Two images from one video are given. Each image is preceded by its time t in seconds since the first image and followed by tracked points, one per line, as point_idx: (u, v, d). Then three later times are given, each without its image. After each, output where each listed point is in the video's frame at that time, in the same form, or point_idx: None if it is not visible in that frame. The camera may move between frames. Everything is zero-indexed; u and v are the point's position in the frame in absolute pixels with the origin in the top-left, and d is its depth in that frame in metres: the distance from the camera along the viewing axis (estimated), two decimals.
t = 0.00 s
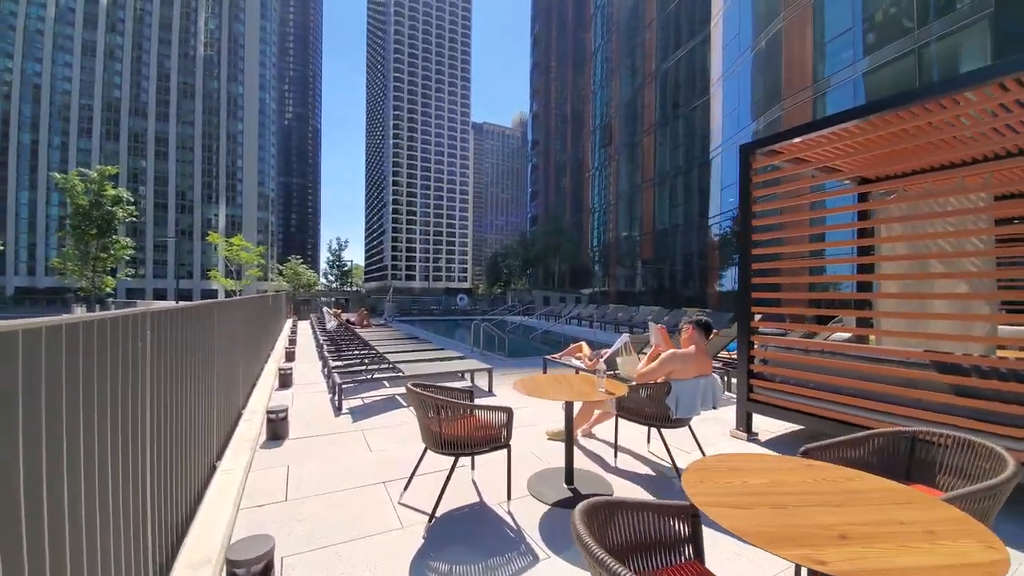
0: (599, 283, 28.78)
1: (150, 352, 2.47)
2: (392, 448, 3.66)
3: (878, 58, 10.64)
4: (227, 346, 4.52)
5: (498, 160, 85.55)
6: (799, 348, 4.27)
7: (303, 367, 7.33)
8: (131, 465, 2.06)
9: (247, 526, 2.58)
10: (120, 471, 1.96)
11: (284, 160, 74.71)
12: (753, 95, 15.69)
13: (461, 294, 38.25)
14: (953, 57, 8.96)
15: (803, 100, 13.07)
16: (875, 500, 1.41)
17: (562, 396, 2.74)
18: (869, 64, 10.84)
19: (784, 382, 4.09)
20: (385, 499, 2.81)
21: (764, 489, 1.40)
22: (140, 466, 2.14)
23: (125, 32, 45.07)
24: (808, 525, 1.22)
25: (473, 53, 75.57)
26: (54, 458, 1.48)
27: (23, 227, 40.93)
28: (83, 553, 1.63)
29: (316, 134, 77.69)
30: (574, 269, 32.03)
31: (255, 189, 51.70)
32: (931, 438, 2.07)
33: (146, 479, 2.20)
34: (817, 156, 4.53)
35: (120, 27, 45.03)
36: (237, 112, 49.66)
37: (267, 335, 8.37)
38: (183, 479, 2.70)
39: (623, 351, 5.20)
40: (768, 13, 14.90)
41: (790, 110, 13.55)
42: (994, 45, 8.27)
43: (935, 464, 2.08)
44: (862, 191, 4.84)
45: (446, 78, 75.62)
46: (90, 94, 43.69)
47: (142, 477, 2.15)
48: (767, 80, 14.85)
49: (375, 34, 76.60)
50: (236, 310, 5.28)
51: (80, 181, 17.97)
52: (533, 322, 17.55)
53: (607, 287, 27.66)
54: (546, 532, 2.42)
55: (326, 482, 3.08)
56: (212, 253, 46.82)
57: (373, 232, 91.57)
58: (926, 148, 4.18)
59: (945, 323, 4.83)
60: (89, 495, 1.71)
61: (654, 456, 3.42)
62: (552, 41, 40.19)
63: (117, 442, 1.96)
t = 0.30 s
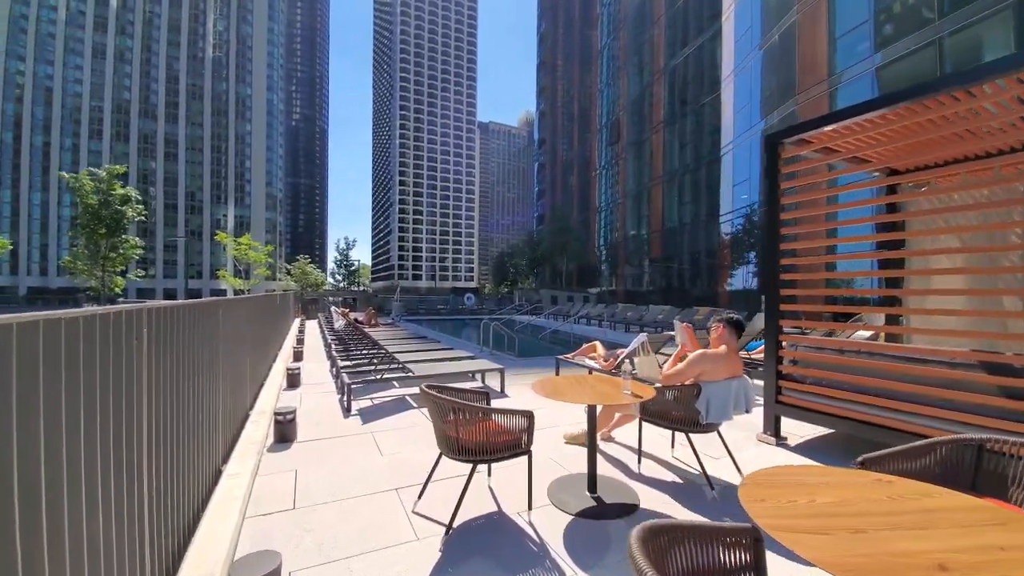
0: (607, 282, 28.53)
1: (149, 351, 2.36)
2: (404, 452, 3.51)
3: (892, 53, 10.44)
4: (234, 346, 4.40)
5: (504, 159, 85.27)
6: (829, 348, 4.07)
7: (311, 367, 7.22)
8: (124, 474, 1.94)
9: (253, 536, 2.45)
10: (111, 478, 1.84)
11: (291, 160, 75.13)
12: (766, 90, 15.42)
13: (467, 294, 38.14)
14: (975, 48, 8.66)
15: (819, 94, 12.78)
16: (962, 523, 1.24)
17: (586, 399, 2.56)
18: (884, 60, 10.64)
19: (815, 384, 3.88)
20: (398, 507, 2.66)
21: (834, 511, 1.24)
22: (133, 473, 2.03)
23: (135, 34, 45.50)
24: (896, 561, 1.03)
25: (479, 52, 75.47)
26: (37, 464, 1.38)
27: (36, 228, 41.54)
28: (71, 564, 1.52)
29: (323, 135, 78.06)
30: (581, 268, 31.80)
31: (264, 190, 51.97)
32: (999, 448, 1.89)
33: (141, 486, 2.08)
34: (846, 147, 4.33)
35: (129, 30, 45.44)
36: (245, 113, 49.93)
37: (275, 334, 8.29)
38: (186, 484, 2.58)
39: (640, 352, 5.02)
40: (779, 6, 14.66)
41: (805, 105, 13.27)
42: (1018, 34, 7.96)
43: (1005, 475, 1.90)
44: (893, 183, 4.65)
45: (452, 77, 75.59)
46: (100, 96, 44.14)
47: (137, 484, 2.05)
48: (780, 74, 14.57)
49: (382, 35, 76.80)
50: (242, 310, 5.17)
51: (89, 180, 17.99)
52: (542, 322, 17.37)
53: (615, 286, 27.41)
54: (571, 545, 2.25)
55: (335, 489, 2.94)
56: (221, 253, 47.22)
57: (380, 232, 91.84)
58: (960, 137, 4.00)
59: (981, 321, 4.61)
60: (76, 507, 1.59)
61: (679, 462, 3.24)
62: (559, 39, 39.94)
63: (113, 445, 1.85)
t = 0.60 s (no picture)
0: (616, 282, 28.28)
1: (163, 354, 2.26)
2: (418, 462, 3.34)
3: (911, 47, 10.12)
4: (244, 348, 4.27)
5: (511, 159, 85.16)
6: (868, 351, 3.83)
7: (321, 369, 7.09)
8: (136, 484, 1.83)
9: (261, 553, 2.27)
10: (123, 488, 1.73)
11: (301, 162, 75.73)
12: (782, 84, 15.11)
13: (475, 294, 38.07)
14: (1002, 37, 8.25)
15: (837, 87, 12.45)
16: None
17: (617, 408, 2.35)
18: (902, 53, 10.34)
19: (856, 391, 3.65)
20: (413, 524, 2.48)
21: (938, 553, 1.06)
22: (144, 483, 1.91)
23: (146, 39, 46.10)
24: None
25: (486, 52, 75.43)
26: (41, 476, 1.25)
27: (51, 231, 42.31)
28: None
29: (332, 136, 78.60)
30: (589, 268, 31.58)
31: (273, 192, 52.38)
32: None
33: (151, 495, 1.97)
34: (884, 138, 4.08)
35: (140, 34, 46.00)
36: (255, 116, 50.38)
37: (284, 335, 8.17)
38: (191, 496, 2.41)
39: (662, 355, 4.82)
40: None
41: (823, 99, 12.92)
42: None
43: None
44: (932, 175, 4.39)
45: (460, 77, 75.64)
46: (113, 100, 44.77)
47: (147, 495, 1.93)
48: (797, 68, 14.25)
49: (389, 36, 77.08)
50: (253, 311, 5.04)
51: (100, 182, 18.12)
52: (551, 322, 17.19)
53: (625, 286, 27.12)
54: (603, 568, 2.06)
55: (347, 501, 2.77)
56: (232, 254, 47.71)
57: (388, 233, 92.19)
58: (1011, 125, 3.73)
59: None
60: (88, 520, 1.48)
61: (713, 474, 3.04)
62: (566, 38, 39.76)
63: (120, 455, 1.71)
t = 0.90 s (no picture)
0: (637, 282, 27.71)
1: (159, 352, 2.13)
2: (434, 470, 3.13)
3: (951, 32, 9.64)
4: (258, 347, 4.15)
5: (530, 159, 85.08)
6: (928, 354, 3.47)
7: (338, 369, 6.98)
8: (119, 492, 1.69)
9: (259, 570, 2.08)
10: (103, 497, 1.59)
11: (323, 166, 77.09)
12: (815, 73, 14.54)
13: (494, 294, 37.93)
14: None
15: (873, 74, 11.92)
16: None
17: (653, 415, 2.10)
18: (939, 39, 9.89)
19: (917, 398, 3.30)
20: (426, 541, 2.27)
21: None
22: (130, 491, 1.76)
23: (175, 47, 47.47)
24: None
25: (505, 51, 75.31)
26: None
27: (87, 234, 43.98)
28: None
29: (353, 140, 79.83)
30: (610, 267, 31.08)
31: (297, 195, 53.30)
32: None
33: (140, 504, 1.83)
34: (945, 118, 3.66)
35: (170, 43, 47.46)
36: (279, 121, 51.43)
37: (302, 335, 8.10)
38: (190, 503, 2.27)
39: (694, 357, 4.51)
40: None
41: (858, 87, 12.41)
42: None
43: None
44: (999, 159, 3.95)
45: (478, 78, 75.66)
46: (144, 107, 46.26)
47: (135, 502, 1.80)
48: (832, 55, 13.68)
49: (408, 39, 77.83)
50: (269, 310, 4.94)
51: (126, 184, 18.59)
52: (571, 323, 16.87)
53: (647, 286, 26.52)
54: None
55: (358, 513, 2.57)
56: (257, 256, 48.84)
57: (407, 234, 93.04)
58: None
59: None
60: (50, 536, 1.33)
61: (760, 491, 2.76)
62: (586, 35, 39.35)
63: (94, 462, 1.54)
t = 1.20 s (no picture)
0: (656, 280, 27.22)
1: (173, 345, 2.03)
2: (449, 475, 2.96)
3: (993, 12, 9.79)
4: (270, 344, 4.04)
5: (546, 158, 84.81)
6: (987, 352, 3.19)
7: (352, 368, 6.90)
8: (128, 490, 1.58)
9: None
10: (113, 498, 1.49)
11: (341, 167, 78.10)
12: (846, 60, 14.20)
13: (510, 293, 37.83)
14: None
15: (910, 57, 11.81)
16: None
17: (689, 417, 1.95)
18: (981, 21, 10.01)
19: (976, 401, 3.02)
20: (440, 554, 2.10)
21: None
22: (138, 490, 1.64)
23: (198, 53, 48.54)
24: None
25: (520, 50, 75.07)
26: None
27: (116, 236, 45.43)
28: None
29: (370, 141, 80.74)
30: (627, 265, 30.65)
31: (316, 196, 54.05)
32: None
33: (153, 504, 1.74)
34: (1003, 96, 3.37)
35: (193, 49, 48.65)
36: (299, 124, 52.22)
37: (318, 332, 8.01)
38: (197, 505, 2.16)
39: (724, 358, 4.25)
40: None
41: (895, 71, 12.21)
42: None
43: None
44: None
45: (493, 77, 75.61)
46: (170, 112, 47.50)
47: (147, 502, 1.70)
48: (865, 40, 13.32)
49: (424, 40, 78.27)
50: (283, 305, 4.83)
51: (149, 185, 18.97)
52: (589, 321, 16.60)
53: (666, 284, 26.04)
54: None
55: (368, 522, 2.41)
56: (278, 256, 49.78)
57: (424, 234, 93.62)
58: None
59: None
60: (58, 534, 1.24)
61: (804, 504, 2.53)
62: (602, 32, 38.96)
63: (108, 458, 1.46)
